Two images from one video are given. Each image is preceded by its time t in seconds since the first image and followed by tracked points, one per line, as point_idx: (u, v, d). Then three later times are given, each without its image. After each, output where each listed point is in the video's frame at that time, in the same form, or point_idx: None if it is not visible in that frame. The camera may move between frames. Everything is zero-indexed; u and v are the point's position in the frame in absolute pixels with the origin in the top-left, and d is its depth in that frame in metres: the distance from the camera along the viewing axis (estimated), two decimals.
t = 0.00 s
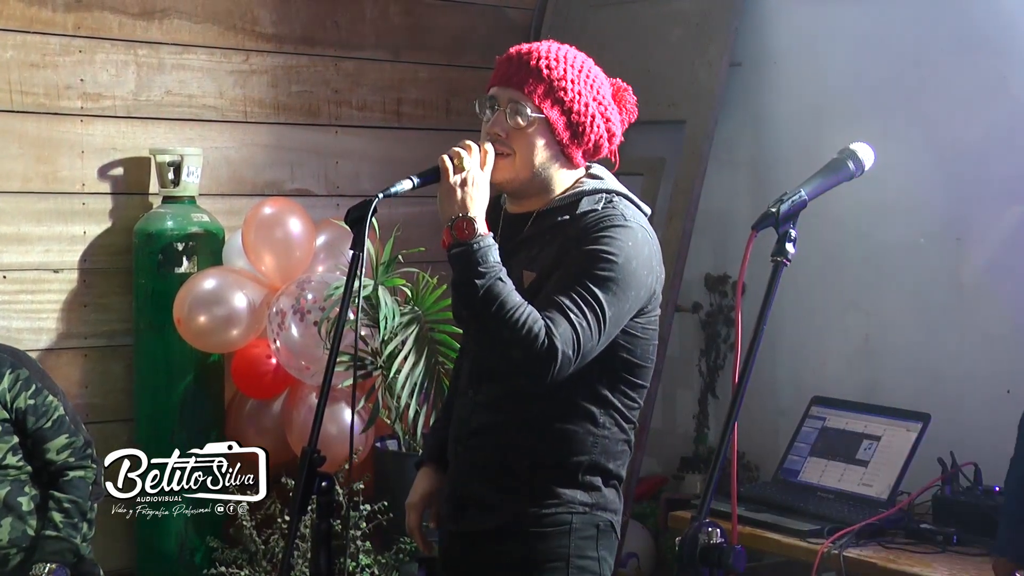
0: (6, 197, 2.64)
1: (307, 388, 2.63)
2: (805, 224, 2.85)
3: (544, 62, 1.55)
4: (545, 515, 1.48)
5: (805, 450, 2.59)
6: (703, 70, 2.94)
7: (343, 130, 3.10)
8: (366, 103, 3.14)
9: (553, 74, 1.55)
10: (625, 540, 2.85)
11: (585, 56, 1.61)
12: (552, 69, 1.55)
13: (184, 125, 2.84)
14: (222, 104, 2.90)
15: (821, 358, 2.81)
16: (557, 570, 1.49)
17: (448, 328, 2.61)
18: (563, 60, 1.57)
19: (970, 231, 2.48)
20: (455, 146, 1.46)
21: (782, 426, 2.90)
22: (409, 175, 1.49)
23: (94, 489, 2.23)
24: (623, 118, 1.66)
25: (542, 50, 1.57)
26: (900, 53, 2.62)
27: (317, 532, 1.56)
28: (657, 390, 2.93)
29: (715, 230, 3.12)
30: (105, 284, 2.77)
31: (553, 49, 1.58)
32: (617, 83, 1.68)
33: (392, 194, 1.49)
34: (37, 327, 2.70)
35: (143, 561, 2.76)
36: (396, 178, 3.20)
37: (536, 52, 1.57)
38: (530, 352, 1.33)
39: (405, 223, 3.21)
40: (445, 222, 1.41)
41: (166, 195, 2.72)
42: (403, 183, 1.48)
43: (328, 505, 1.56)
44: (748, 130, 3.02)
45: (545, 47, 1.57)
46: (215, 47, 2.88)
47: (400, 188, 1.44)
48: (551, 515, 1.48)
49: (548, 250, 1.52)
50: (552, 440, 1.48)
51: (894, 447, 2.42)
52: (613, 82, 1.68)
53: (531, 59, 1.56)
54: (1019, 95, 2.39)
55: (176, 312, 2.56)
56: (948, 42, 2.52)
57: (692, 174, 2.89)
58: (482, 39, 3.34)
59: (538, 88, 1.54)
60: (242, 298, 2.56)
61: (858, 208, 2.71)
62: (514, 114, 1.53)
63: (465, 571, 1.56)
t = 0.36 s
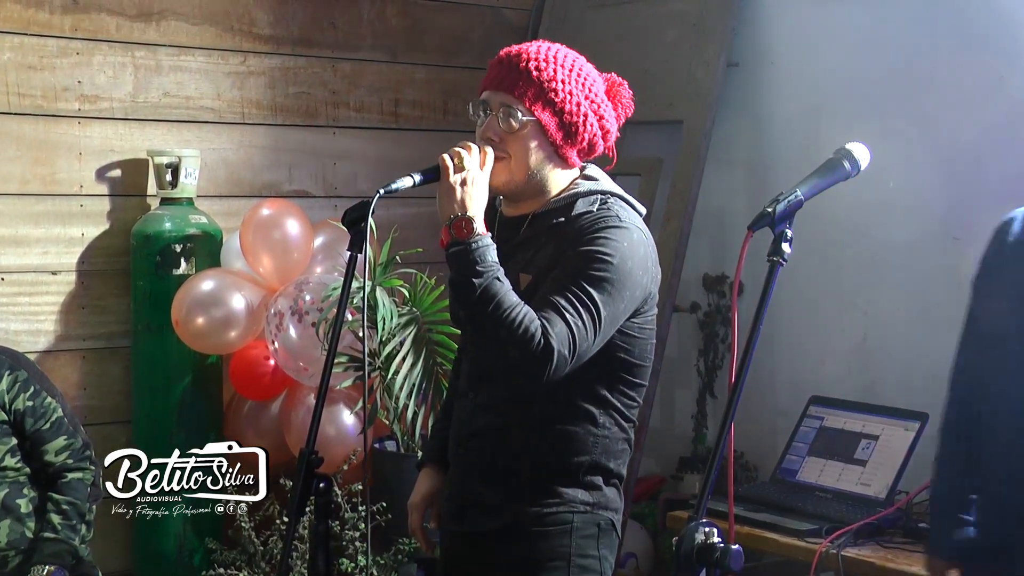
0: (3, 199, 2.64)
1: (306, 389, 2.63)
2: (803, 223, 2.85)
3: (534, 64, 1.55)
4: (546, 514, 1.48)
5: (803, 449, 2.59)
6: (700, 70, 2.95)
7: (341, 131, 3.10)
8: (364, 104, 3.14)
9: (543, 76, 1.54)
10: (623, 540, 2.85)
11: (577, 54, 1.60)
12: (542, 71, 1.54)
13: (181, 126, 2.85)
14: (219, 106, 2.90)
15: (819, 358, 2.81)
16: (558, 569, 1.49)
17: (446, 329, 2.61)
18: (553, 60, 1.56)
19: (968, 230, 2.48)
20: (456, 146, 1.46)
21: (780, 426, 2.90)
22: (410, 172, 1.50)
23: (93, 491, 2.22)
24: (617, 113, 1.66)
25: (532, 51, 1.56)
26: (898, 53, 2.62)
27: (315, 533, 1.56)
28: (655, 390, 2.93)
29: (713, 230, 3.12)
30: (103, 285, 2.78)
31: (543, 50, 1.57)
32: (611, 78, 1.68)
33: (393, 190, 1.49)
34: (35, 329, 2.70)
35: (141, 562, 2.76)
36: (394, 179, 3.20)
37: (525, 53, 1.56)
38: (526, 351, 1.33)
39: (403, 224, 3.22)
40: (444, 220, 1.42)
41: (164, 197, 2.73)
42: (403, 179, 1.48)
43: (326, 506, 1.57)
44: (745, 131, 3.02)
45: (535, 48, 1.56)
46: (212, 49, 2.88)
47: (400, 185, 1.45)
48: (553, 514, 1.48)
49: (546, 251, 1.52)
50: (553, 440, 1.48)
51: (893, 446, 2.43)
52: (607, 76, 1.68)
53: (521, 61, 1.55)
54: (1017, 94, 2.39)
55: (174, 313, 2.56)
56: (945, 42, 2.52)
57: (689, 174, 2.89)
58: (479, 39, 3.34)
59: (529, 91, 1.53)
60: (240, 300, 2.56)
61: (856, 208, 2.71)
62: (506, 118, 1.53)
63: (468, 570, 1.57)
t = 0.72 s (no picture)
0: (3, 200, 2.64)
1: (305, 391, 2.63)
2: (804, 224, 2.84)
3: (525, 69, 1.54)
4: (538, 515, 1.48)
5: (803, 450, 2.59)
6: (700, 71, 2.95)
7: (341, 133, 3.10)
8: (364, 106, 3.14)
9: (535, 81, 1.54)
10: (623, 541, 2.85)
11: (567, 54, 1.60)
12: (534, 76, 1.54)
13: (182, 127, 2.85)
14: (219, 107, 2.90)
15: (819, 359, 2.81)
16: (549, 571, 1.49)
17: (446, 330, 2.62)
18: (543, 63, 1.56)
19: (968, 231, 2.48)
20: (459, 151, 1.46)
21: (780, 427, 2.90)
22: (414, 173, 1.50)
23: (93, 493, 2.22)
24: (615, 107, 1.66)
25: (522, 55, 1.56)
26: (899, 54, 2.62)
27: (315, 533, 1.56)
28: (655, 391, 2.93)
29: (713, 231, 3.12)
30: (103, 286, 2.78)
31: (533, 54, 1.57)
32: (606, 71, 1.67)
33: (396, 191, 1.50)
34: (35, 330, 2.70)
35: (141, 563, 2.76)
36: (394, 180, 3.20)
37: (516, 59, 1.56)
38: (517, 359, 1.34)
39: (403, 225, 3.22)
40: (444, 224, 1.42)
41: (164, 198, 2.73)
42: (407, 180, 1.48)
43: (326, 508, 1.56)
44: (745, 132, 3.02)
45: (524, 53, 1.56)
46: (212, 50, 2.88)
47: (404, 185, 1.46)
48: (545, 515, 1.48)
49: (545, 256, 1.52)
50: (546, 443, 1.48)
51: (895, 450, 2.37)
52: (601, 70, 1.67)
53: (513, 66, 1.55)
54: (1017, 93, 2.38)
55: (174, 314, 2.56)
56: (944, 44, 2.52)
57: (689, 176, 2.89)
58: (479, 40, 3.35)
59: (523, 98, 1.53)
60: (240, 301, 2.56)
61: (856, 209, 2.71)
62: (502, 125, 1.53)
63: (461, 570, 1.57)
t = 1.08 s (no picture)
0: (3, 201, 2.64)
1: (305, 392, 2.63)
2: (804, 226, 2.84)
3: (525, 77, 1.54)
4: (531, 515, 1.48)
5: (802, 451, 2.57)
6: (700, 72, 2.95)
7: (341, 134, 3.10)
8: (364, 106, 3.14)
9: (535, 88, 1.54)
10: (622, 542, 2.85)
11: (563, 56, 1.59)
12: (534, 83, 1.54)
13: (182, 129, 2.85)
14: (219, 108, 2.90)
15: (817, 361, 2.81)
16: (542, 570, 1.49)
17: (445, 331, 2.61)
18: (542, 69, 1.55)
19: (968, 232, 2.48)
20: (462, 161, 1.47)
21: (780, 428, 2.90)
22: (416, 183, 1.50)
23: (93, 495, 2.23)
24: (613, 103, 1.66)
25: (521, 63, 1.55)
26: (900, 55, 2.62)
27: (314, 534, 1.56)
28: (654, 392, 2.93)
29: (712, 233, 3.12)
30: (103, 287, 2.78)
31: (531, 60, 1.56)
32: (600, 68, 1.67)
33: (398, 200, 1.50)
34: (34, 330, 2.70)
35: (141, 564, 2.75)
36: (393, 182, 3.20)
37: (515, 66, 1.55)
38: (509, 372, 1.38)
39: (402, 227, 3.22)
40: (444, 236, 1.43)
41: (164, 199, 2.73)
42: (408, 190, 1.48)
43: (325, 508, 1.57)
44: (744, 134, 3.03)
45: (523, 61, 1.56)
46: (211, 51, 2.88)
47: (404, 196, 1.46)
48: (539, 515, 1.48)
49: (546, 265, 1.52)
50: (541, 445, 1.48)
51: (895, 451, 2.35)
52: (596, 68, 1.67)
53: (512, 74, 1.55)
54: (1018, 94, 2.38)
55: (174, 315, 2.56)
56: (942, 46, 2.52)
57: (689, 177, 2.89)
58: (479, 42, 3.35)
59: (524, 106, 1.53)
60: (240, 302, 2.56)
61: (856, 210, 2.71)
62: (505, 135, 1.53)
63: (455, 569, 1.57)
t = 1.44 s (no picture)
0: (3, 200, 2.64)
1: (305, 392, 2.63)
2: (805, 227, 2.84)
3: (520, 75, 1.54)
4: (533, 515, 1.48)
5: (802, 452, 2.57)
6: (701, 73, 2.95)
7: (341, 134, 3.10)
8: (364, 107, 3.14)
9: (531, 85, 1.54)
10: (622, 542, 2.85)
11: (557, 55, 1.59)
12: (529, 81, 1.54)
13: (182, 129, 2.85)
14: (219, 108, 2.90)
15: (818, 362, 2.81)
16: (544, 570, 1.49)
17: (445, 331, 2.61)
18: (537, 67, 1.56)
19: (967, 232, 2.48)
20: (460, 165, 1.46)
21: (780, 429, 2.90)
22: (411, 192, 1.50)
23: (97, 495, 2.22)
24: (610, 101, 1.66)
25: (515, 62, 1.56)
26: (901, 55, 2.61)
27: (314, 535, 1.56)
28: (654, 392, 2.93)
29: (713, 233, 3.12)
30: (103, 287, 2.78)
31: (525, 59, 1.56)
32: (596, 66, 1.67)
33: (396, 208, 1.51)
34: (35, 330, 2.70)
35: (141, 564, 2.75)
36: (393, 182, 3.20)
37: (509, 66, 1.56)
38: (513, 376, 1.38)
39: (402, 227, 3.22)
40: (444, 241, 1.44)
41: (163, 200, 2.73)
42: (405, 198, 1.49)
43: (324, 508, 1.57)
44: (745, 134, 3.02)
45: (516, 59, 1.56)
46: (211, 51, 2.88)
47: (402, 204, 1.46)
48: (542, 515, 1.48)
49: (549, 266, 1.52)
50: (543, 445, 1.48)
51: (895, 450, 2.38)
52: (592, 66, 1.67)
53: (507, 74, 1.55)
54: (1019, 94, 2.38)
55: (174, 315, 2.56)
56: (943, 47, 2.52)
57: (689, 177, 2.89)
58: (479, 42, 3.35)
59: (521, 104, 1.53)
60: (239, 302, 2.56)
61: (857, 210, 2.70)
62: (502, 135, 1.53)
63: (455, 569, 1.57)
